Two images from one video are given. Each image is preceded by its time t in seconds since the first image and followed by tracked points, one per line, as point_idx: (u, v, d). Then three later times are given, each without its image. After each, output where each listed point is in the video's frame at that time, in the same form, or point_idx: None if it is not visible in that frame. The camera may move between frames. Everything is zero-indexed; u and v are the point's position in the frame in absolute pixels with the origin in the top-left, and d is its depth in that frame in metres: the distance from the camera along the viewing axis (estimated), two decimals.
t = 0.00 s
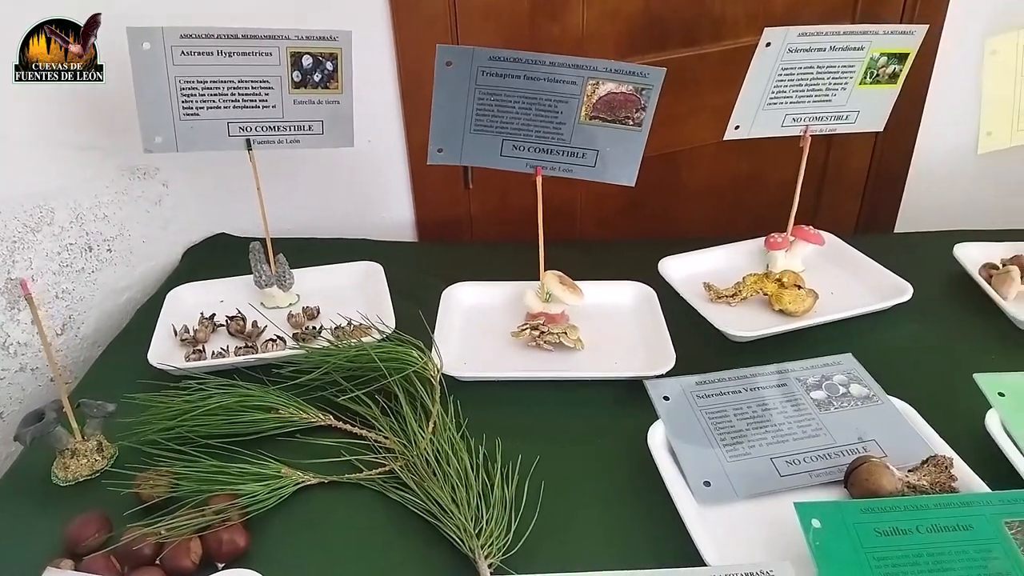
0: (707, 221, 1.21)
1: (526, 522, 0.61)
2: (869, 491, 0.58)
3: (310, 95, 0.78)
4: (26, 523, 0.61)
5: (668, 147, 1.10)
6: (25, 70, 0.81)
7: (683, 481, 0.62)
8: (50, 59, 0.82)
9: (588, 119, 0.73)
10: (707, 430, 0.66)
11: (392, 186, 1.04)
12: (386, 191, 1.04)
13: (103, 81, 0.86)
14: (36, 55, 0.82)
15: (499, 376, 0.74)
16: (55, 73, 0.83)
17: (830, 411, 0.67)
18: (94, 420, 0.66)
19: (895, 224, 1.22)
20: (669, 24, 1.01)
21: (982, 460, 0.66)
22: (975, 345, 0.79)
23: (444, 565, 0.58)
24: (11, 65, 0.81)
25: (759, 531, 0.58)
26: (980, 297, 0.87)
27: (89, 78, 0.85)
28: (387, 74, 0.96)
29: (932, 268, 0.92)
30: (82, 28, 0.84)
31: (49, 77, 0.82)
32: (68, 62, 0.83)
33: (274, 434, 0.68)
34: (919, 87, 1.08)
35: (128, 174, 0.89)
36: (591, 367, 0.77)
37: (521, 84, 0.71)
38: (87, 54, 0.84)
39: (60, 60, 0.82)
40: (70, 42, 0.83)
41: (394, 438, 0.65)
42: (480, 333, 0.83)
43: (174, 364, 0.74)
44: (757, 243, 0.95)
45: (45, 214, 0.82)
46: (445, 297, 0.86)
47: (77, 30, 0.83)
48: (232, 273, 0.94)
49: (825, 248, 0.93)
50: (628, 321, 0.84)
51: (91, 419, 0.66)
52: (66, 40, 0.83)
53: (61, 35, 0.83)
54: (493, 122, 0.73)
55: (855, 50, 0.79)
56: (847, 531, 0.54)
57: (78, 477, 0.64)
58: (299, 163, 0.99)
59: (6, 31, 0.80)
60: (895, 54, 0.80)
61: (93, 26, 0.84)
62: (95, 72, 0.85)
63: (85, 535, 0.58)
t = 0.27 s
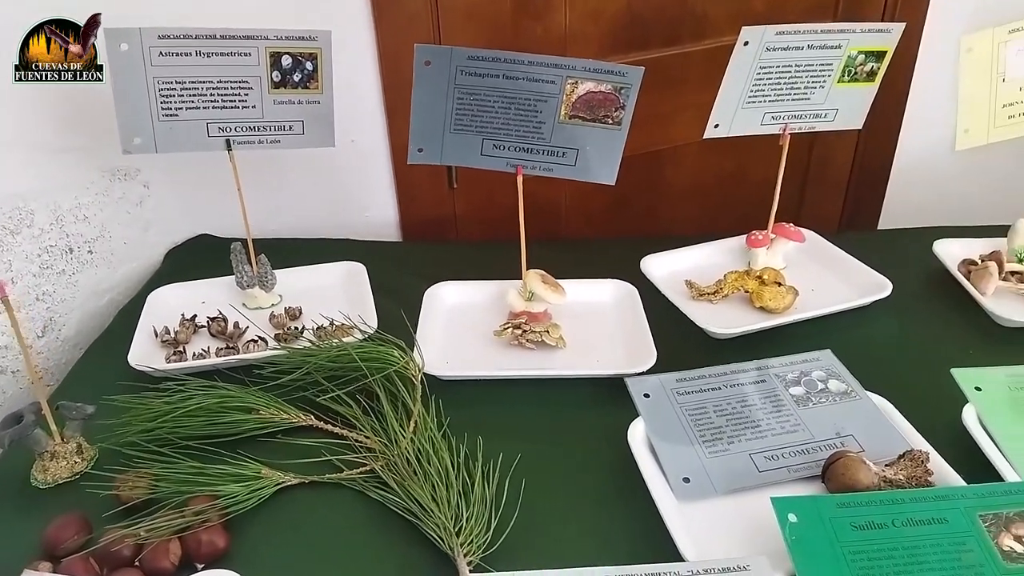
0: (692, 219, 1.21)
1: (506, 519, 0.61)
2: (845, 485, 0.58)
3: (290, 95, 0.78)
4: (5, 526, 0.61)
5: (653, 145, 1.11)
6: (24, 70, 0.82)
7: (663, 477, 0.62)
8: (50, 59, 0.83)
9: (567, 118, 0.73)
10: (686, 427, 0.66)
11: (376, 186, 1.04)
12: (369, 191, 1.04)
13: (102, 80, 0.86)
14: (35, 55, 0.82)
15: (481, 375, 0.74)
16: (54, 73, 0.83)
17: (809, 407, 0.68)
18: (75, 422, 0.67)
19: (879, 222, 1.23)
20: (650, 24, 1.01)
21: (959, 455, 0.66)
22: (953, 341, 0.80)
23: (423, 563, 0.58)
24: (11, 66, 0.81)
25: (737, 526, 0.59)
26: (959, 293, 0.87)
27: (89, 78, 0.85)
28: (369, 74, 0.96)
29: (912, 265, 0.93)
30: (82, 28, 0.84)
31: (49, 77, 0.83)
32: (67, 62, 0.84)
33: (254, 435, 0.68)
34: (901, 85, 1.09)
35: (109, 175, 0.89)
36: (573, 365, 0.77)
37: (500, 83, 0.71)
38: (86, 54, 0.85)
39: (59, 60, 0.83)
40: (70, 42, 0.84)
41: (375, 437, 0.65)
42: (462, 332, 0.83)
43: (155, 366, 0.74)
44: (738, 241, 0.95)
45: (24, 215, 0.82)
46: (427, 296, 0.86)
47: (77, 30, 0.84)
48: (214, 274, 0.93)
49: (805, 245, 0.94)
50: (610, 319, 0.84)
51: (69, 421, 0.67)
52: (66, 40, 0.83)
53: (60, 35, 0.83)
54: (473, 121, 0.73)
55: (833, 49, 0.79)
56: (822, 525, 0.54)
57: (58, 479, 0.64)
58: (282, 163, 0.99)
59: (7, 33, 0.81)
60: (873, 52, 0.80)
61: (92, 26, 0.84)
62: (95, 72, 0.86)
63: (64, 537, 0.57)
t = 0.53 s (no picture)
0: (681, 219, 1.22)
1: (492, 519, 0.61)
2: (829, 483, 0.58)
3: (277, 97, 0.77)
4: None
5: (643, 144, 1.11)
6: (25, 70, 0.82)
7: (649, 476, 0.62)
8: (51, 60, 0.82)
9: (553, 119, 0.73)
10: (672, 425, 0.66)
11: (365, 187, 1.04)
12: (359, 192, 1.04)
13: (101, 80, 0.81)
14: (37, 55, 0.82)
15: (469, 375, 0.74)
16: (56, 73, 0.82)
17: (794, 405, 0.68)
18: (59, 425, 0.67)
19: (868, 220, 1.23)
20: (639, 24, 1.01)
21: (943, 452, 0.66)
22: (939, 339, 0.80)
23: (409, 563, 0.58)
24: (12, 66, 0.81)
25: (722, 524, 0.59)
26: (945, 290, 0.88)
27: (89, 78, 0.81)
28: (357, 75, 0.96)
29: (899, 263, 0.93)
30: (82, 28, 0.79)
31: (50, 76, 0.82)
32: (67, 62, 0.82)
33: (241, 437, 0.68)
34: (889, 84, 1.09)
35: (96, 178, 0.89)
36: (560, 365, 0.77)
37: (486, 84, 0.71)
38: (88, 54, 0.80)
39: (60, 60, 0.81)
40: (70, 42, 0.81)
41: (361, 438, 0.65)
42: (451, 332, 0.83)
43: (142, 368, 0.74)
44: (726, 240, 0.95)
45: (11, 218, 0.82)
46: (416, 297, 0.86)
47: (77, 30, 0.80)
48: (203, 275, 0.93)
49: (792, 244, 0.94)
50: (598, 319, 0.85)
51: (54, 424, 0.67)
52: (66, 40, 0.81)
53: (60, 35, 0.82)
54: (459, 122, 0.73)
55: (818, 49, 0.79)
56: (805, 522, 0.54)
57: (44, 483, 0.64)
58: (271, 165, 0.99)
59: (9, 33, 0.82)
60: (858, 52, 0.80)
61: (93, 27, 0.80)
62: (95, 71, 0.81)
63: (49, 540, 0.57)
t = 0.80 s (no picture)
0: (675, 216, 1.22)
1: (483, 514, 0.61)
2: (817, 476, 0.59)
3: (268, 95, 0.78)
4: None
5: (635, 141, 1.11)
6: (24, 70, 0.78)
7: (639, 470, 0.63)
8: (50, 59, 0.78)
9: (543, 116, 0.74)
10: (663, 420, 0.67)
11: (358, 185, 1.04)
12: (352, 190, 1.04)
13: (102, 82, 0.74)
14: (36, 55, 0.78)
15: (462, 372, 0.74)
16: (54, 73, 0.78)
17: (784, 399, 0.69)
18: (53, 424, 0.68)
19: (861, 216, 1.24)
20: (631, 22, 1.01)
21: (931, 444, 0.67)
22: (928, 333, 0.81)
23: (401, 558, 0.58)
24: (11, 66, 0.77)
25: (711, 517, 0.59)
26: (935, 285, 0.88)
27: (89, 79, 0.74)
28: (350, 73, 0.96)
29: (889, 257, 0.94)
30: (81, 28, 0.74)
31: (49, 77, 0.78)
32: (67, 61, 0.77)
33: (234, 434, 0.68)
34: (881, 80, 1.10)
35: (88, 177, 0.89)
36: (552, 361, 0.78)
37: (476, 82, 0.72)
38: (87, 54, 0.75)
39: (60, 60, 0.77)
40: (70, 42, 0.76)
41: (353, 435, 0.65)
42: (444, 329, 0.83)
43: (134, 366, 0.74)
44: (718, 236, 0.96)
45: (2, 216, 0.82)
46: (409, 294, 0.87)
47: (78, 30, 0.75)
48: (196, 274, 0.93)
49: (783, 240, 0.94)
50: (590, 315, 0.85)
51: (47, 422, 0.69)
52: (66, 40, 0.77)
53: (60, 35, 0.77)
54: (450, 119, 0.74)
55: (807, 45, 0.80)
56: (794, 514, 0.55)
57: (37, 481, 0.64)
58: (264, 164, 0.99)
59: (9, 32, 0.82)
60: (847, 48, 0.81)
61: (92, 25, 0.74)
62: (95, 72, 0.74)
63: (41, 538, 0.57)
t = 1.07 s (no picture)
0: (665, 212, 1.23)
1: (472, 509, 0.62)
2: (803, 468, 0.59)
3: (256, 92, 0.78)
4: None
5: (625, 137, 1.12)
6: (24, 70, 0.76)
7: (628, 465, 0.63)
8: (50, 59, 0.75)
9: (531, 112, 0.74)
10: (651, 414, 0.67)
11: (347, 182, 1.04)
12: (342, 187, 1.04)
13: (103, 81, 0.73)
14: (36, 55, 0.76)
15: (451, 368, 0.74)
16: (55, 73, 0.75)
17: (770, 393, 0.69)
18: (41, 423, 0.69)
19: (850, 211, 1.24)
20: (620, 18, 1.02)
21: (917, 436, 0.68)
22: (914, 326, 0.82)
23: (390, 553, 0.58)
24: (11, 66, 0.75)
25: (698, 510, 0.60)
26: (921, 278, 0.89)
27: (89, 79, 0.73)
28: (338, 70, 0.96)
29: (876, 252, 0.94)
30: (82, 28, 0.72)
31: (49, 77, 0.76)
32: (67, 61, 0.75)
33: (223, 432, 0.68)
34: (868, 76, 1.10)
35: (76, 175, 0.89)
36: (542, 356, 0.78)
37: (463, 78, 0.72)
38: (86, 53, 0.73)
39: (60, 60, 0.75)
40: (70, 42, 0.74)
41: (343, 431, 0.65)
42: (433, 325, 0.84)
43: (123, 364, 0.74)
44: (707, 232, 0.96)
45: None
46: (398, 291, 0.87)
47: (77, 30, 0.73)
48: (185, 272, 0.93)
49: (771, 235, 0.95)
50: (579, 311, 0.85)
51: (36, 420, 0.69)
52: (66, 40, 0.74)
53: (60, 35, 0.75)
54: (438, 116, 0.74)
55: (793, 40, 0.80)
56: (780, 507, 0.55)
57: (25, 479, 0.64)
58: (253, 161, 0.99)
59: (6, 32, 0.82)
60: (834, 43, 0.81)
61: (92, 26, 0.72)
62: (95, 72, 0.73)
63: (30, 536, 0.57)
